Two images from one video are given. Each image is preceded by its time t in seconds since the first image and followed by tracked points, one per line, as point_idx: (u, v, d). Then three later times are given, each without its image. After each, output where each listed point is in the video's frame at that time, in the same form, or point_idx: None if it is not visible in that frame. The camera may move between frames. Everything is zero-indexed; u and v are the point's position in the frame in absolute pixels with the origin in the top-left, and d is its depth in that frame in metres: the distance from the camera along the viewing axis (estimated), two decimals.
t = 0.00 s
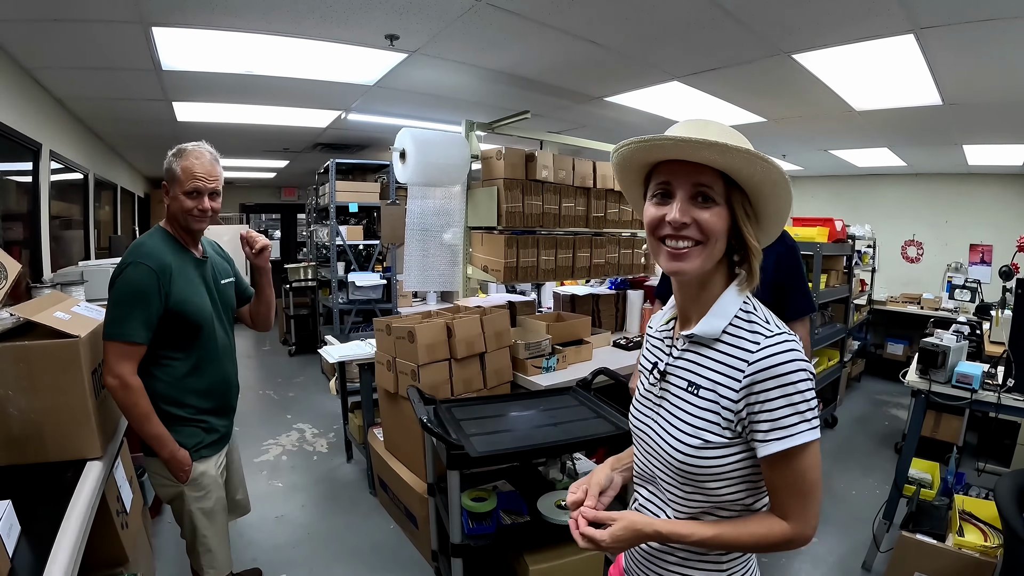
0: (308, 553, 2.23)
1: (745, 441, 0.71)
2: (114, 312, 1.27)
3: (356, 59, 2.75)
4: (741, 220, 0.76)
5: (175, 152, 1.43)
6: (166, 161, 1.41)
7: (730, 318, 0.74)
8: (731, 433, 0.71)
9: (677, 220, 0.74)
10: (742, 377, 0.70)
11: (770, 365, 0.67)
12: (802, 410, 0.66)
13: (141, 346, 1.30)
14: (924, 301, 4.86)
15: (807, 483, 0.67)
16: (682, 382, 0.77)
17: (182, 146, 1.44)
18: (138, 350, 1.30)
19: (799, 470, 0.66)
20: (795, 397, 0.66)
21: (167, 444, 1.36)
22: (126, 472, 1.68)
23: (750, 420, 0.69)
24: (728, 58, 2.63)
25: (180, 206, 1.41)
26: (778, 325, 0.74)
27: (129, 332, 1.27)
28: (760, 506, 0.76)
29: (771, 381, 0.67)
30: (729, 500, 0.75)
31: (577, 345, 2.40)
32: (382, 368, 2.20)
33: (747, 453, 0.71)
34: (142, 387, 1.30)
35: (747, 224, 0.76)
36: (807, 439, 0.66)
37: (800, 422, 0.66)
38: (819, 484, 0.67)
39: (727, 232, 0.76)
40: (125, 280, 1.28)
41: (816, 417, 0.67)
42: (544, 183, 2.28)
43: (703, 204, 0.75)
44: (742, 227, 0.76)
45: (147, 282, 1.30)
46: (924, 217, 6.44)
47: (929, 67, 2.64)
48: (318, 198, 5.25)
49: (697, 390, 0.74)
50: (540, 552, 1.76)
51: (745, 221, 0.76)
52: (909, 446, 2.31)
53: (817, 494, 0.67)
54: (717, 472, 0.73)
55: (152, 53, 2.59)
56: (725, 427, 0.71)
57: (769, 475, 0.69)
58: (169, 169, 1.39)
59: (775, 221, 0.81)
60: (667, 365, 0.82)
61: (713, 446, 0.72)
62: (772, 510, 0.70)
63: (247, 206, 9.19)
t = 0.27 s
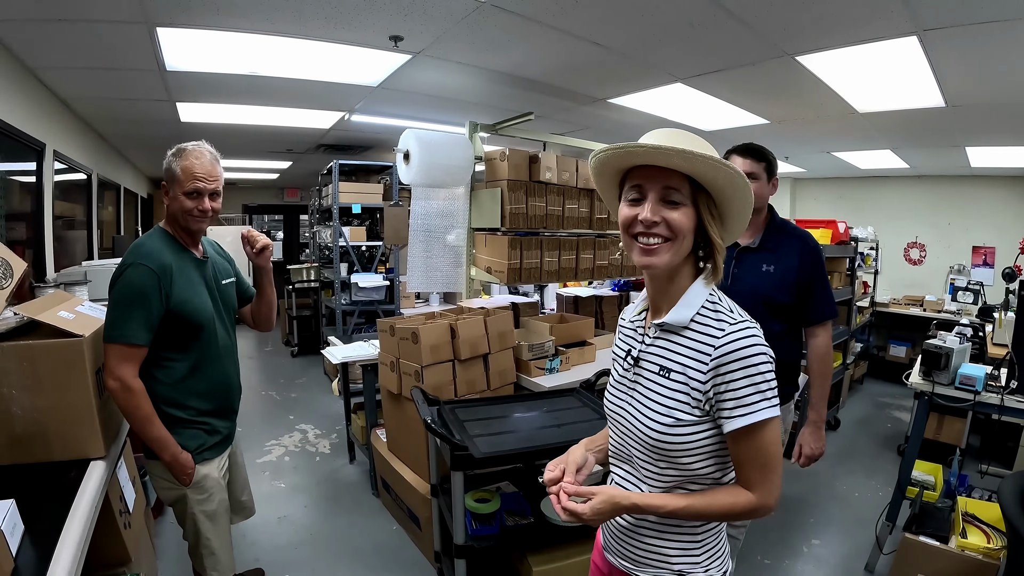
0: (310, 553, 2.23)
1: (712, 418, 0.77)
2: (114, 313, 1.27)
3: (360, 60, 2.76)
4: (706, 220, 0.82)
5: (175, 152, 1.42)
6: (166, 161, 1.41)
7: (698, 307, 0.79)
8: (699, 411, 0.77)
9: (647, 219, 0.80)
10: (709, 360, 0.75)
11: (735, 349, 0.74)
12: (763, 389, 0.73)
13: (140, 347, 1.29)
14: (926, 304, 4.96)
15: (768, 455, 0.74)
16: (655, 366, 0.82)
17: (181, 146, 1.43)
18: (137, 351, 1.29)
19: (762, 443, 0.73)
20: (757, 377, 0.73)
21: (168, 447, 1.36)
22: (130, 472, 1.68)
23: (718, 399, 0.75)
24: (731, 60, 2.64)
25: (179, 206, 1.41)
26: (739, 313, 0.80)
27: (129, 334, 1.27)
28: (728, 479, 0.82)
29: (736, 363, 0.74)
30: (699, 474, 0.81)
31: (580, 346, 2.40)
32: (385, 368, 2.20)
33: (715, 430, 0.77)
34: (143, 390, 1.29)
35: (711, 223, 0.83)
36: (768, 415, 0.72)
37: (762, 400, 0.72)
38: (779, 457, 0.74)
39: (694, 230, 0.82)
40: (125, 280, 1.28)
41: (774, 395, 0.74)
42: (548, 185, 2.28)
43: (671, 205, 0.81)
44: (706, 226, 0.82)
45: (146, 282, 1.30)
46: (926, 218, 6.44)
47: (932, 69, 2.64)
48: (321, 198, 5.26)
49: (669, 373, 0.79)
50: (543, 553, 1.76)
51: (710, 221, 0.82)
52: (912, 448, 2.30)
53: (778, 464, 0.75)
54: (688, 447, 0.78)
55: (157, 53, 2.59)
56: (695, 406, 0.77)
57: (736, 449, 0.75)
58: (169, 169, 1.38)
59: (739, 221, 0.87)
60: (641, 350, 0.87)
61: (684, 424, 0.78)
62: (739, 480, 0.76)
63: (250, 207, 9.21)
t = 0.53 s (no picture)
0: (315, 553, 2.24)
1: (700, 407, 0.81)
2: (118, 314, 1.26)
3: (364, 61, 2.76)
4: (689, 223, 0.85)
5: (179, 152, 1.42)
6: (169, 160, 1.41)
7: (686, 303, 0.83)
8: (688, 400, 0.81)
9: (635, 224, 0.83)
10: (697, 351, 0.79)
11: (722, 340, 0.78)
12: (747, 378, 0.76)
13: (145, 349, 1.28)
14: (930, 304, 4.97)
15: (753, 439, 0.78)
16: (645, 359, 0.85)
17: (185, 146, 1.43)
18: (141, 353, 1.27)
19: (746, 429, 0.77)
20: (743, 367, 0.77)
21: (173, 450, 1.34)
22: (135, 472, 1.68)
23: (705, 388, 0.78)
24: (734, 61, 2.64)
25: (184, 206, 1.40)
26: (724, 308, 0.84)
27: (134, 336, 1.26)
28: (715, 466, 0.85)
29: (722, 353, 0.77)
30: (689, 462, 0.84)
31: (584, 347, 2.41)
32: (390, 369, 2.21)
33: (703, 418, 0.81)
34: (149, 392, 1.28)
35: (694, 225, 0.86)
36: (753, 403, 0.76)
37: (746, 389, 0.76)
38: (762, 441, 0.77)
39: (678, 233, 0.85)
40: (129, 281, 1.26)
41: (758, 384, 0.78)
42: (552, 185, 2.29)
43: (657, 209, 0.84)
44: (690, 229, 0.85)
45: (150, 284, 1.28)
46: (929, 219, 6.44)
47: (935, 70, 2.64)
48: (324, 199, 5.27)
49: (658, 365, 0.83)
50: (549, 553, 1.76)
51: (693, 223, 0.86)
52: (915, 448, 2.30)
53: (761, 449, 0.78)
54: (677, 435, 0.81)
55: (161, 54, 2.60)
56: (684, 396, 0.80)
57: (722, 435, 0.79)
58: (173, 169, 1.38)
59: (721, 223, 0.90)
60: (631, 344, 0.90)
61: (674, 413, 0.81)
62: (725, 465, 0.79)
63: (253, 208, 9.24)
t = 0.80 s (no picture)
0: (316, 554, 2.24)
1: (692, 403, 0.84)
2: (120, 316, 1.25)
3: (366, 62, 2.77)
4: (663, 235, 0.86)
5: (182, 153, 1.42)
6: (172, 161, 1.41)
7: (681, 305, 0.86)
8: (680, 395, 0.84)
9: (605, 244, 0.88)
10: (692, 350, 0.82)
11: (715, 341, 0.80)
12: (739, 377, 0.79)
13: (147, 351, 1.27)
14: (931, 305, 4.97)
15: (741, 437, 0.80)
16: (641, 354, 0.88)
17: (188, 147, 1.43)
18: (142, 355, 1.27)
19: (734, 426, 0.79)
20: (735, 369, 0.79)
21: (174, 452, 1.34)
22: (136, 473, 1.68)
23: (698, 385, 0.81)
24: (736, 62, 2.64)
25: (186, 208, 1.41)
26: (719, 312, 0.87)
27: (136, 339, 1.25)
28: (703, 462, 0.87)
29: (715, 354, 0.80)
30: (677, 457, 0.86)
31: (585, 348, 2.41)
32: (392, 370, 2.21)
33: (694, 414, 0.84)
34: (150, 395, 1.27)
35: (669, 236, 0.86)
36: (743, 401, 0.79)
37: (737, 387, 0.79)
38: (749, 439, 0.80)
39: (653, 245, 0.87)
40: (132, 282, 1.26)
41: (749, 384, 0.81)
42: (554, 187, 2.29)
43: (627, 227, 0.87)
44: (665, 241, 0.86)
45: (153, 286, 1.28)
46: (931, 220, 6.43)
47: (936, 71, 2.64)
48: (326, 200, 5.28)
49: (653, 361, 0.86)
50: (550, 554, 1.77)
51: (669, 234, 0.86)
52: (918, 449, 2.30)
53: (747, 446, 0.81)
54: (669, 428, 0.84)
55: (163, 55, 2.61)
56: (677, 391, 0.83)
57: (711, 431, 0.81)
58: (174, 170, 1.38)
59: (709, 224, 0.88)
60: (628, 341, 0.92)
61: (666, 406, 0.84)
62: (713, 459, 0.81)
63: (254, 209, 9.27)
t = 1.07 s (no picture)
0: (316, 553, 2.25)
1: (677, 405, 0.85)
2: (121, 316, 1.24)
3: (367, 62, 2.77)
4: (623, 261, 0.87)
5: (185, 153, 1.42)
6: (174, 161, 1.40)
7: (675, 307, 0.86)
8: (666, 396, 0.85)
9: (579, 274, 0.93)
10: (679, 352, 0.83)
11: (702, 345, 0.81)
12: (724, 384, 0.80)
13: (148, 352, 1.27)
14: (932, 305, 4.97)
15: (717, 444, 0.81)
16: (632, 353, 0.90)
17: (190, 146, 1.43)
18: (143, 356, 1.26)
19: (711, 432, 0.80)
20: (721, 375, 0.80)
21: (175, 453, 1.34)
22: (137, 472, 1.68)
23: (683, 387, 0.82)
24: (737, 62, 2.64)
25: (188, 208, 1.40)
26: (712, 316, 0.86)
27: (137, 339, 1.25)
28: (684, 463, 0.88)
29: (701, 357, 0.81)
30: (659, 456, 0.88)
31: (586, 348, 2.41)
32: (393, 370, 2.21)
33: (678, 416, 0.85)
34: (151, 396, 1.27)
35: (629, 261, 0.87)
36: (727, 407, 0.79)
37: (720, 394, 0.79)
38: (725, 447, 0.80)
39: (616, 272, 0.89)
40: (133, 282, 1.26)
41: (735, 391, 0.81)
42: (555, 187, 2.29)
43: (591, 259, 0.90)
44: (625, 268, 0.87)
45: (154, 286, 1.28)
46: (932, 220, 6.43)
47: (938, 71, 2.64)
48: (327, 200, 5.28)
49: (643, 360, 0.87)
50: (551, 554, 1.77)
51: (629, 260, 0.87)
52: (919, 450, 2.30)
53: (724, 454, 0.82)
54: (653, 427, 0.86)
55: (164, 55, 2.61)
56: (663, 391, 0.85)
57: (688, 434, 0.82)
58: (175, 171, 1.38)
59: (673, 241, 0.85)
60: (623, 339, 0.94)
61: (651, 405, 0.86)
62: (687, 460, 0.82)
63: (255, 209, 9.29)
